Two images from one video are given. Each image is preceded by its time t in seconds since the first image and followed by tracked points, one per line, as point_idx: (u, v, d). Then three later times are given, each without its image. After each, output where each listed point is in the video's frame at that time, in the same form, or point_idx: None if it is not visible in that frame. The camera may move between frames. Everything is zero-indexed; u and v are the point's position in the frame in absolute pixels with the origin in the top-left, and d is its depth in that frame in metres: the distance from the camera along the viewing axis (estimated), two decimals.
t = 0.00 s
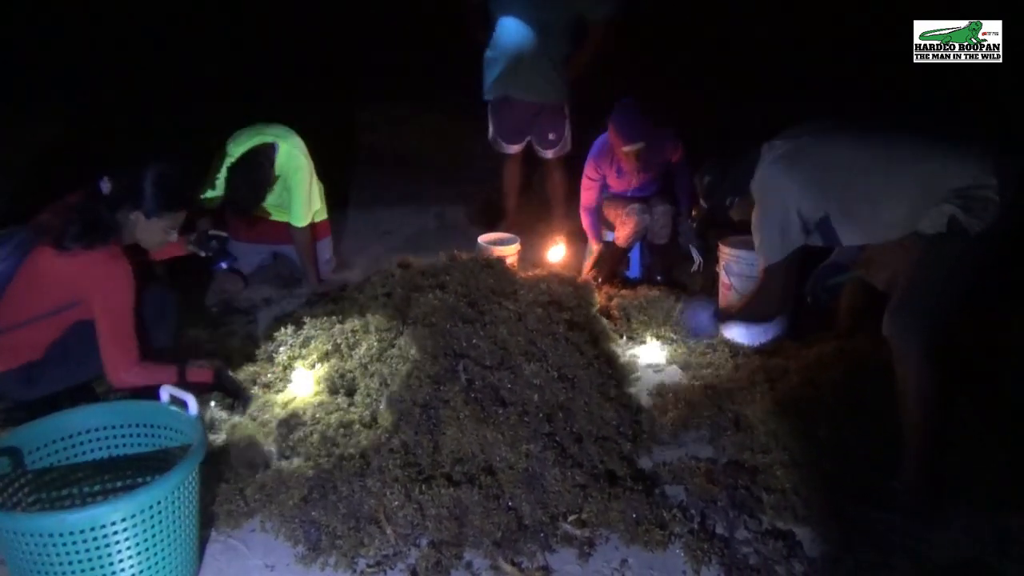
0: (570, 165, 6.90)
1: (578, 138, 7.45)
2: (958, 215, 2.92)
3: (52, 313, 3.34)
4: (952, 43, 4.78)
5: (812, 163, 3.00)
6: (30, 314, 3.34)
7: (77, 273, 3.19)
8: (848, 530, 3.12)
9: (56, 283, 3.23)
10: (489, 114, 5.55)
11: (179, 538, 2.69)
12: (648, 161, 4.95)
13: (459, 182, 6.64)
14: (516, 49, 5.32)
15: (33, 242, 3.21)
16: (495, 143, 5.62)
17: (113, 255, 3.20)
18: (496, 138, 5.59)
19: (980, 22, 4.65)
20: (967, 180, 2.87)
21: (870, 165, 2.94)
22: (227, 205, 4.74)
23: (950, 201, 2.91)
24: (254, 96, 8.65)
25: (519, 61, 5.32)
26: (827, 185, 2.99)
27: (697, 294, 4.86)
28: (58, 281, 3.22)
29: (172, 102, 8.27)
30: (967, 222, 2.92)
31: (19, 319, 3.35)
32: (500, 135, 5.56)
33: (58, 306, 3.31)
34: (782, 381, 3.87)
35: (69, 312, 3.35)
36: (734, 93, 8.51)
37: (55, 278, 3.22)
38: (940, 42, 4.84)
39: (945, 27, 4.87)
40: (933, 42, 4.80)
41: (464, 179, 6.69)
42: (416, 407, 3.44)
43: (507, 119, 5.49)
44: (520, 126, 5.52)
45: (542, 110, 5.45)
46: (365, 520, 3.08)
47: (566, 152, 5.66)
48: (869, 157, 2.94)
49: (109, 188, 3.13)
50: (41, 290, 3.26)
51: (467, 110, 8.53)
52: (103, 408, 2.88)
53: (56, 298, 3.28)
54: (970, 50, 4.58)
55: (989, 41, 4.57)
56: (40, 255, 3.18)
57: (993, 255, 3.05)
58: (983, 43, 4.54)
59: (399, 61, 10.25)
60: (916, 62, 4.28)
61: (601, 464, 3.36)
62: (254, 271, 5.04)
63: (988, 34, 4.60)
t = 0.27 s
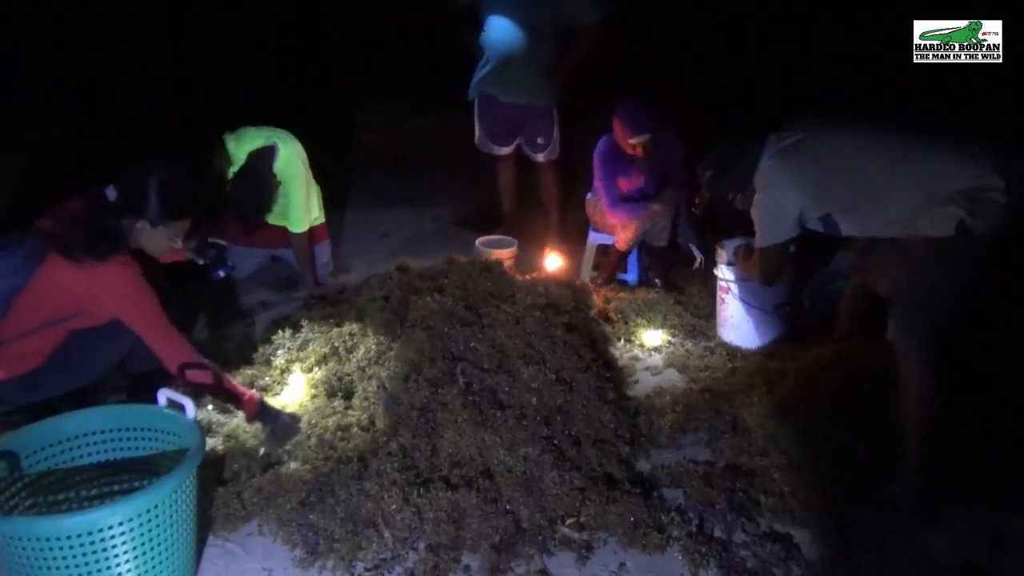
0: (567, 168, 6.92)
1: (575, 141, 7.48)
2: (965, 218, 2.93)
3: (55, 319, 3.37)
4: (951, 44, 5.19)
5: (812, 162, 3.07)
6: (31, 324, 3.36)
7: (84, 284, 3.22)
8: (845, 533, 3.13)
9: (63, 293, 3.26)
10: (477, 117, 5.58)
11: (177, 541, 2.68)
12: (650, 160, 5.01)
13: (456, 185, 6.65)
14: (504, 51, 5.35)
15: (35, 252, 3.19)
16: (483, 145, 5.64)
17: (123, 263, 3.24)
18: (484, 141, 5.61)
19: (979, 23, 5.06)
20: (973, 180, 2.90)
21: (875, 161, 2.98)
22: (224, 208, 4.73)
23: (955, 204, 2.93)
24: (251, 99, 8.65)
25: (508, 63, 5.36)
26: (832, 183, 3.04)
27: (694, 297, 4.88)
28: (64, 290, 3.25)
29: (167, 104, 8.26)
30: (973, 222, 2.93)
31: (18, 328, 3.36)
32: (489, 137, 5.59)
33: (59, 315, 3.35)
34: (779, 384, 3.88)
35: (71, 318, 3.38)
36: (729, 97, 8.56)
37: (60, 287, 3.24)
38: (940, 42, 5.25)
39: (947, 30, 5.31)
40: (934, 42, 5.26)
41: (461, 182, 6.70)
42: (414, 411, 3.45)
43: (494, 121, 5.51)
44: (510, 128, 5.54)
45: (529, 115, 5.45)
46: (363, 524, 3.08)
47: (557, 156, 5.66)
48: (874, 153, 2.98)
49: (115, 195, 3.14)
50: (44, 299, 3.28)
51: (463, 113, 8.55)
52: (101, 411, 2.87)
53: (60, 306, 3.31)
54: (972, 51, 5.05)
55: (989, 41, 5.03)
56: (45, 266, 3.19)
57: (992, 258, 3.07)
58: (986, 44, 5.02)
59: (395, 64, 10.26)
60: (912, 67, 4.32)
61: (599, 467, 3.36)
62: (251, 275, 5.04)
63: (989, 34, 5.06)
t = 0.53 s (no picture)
0: (564, 171, 6.92)
1: (572, 143, 7.49)
2: (967, 221, 2.93)
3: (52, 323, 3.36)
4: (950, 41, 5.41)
5: (802, 161, 3.07)
6: (27, 328, 3.34)
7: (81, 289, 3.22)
8: (842, 536, 3.12)
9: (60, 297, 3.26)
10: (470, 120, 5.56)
11: (173, 544, 2.68)
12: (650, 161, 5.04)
13: (454, 188, 6.66)
14: (497, 53, 5.34)
15: (32, 254, 3.22)
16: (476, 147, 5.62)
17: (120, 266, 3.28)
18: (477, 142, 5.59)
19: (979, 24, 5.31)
20: (974, 182, 2.89)
21: (872, 155, 2.99)
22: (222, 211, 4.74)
23: (958, 207, 2.92)
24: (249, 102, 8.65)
25: (501, 66, 5.35)
26: (834, 176, 3.04)
27: (691, 300, 4.88)
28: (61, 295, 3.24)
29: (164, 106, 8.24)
30: (971, 226, 2.93)
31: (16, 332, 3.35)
32: (481, 139, 5.57)
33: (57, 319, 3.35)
34: (776, 386, 3.88)
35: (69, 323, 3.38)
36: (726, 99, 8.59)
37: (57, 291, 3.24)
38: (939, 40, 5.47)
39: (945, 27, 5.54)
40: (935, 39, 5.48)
41: (458, 185, 6.70)
42: (411, 414, 3.45)
43: (487, 123, 5.50)
44: (504, 130, 5.54)
45: (522, 117, 5.46)
46: (359, 527, 3.07)
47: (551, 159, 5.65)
48: (871, 147, 2.99)
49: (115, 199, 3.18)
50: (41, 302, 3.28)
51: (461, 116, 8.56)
52: (96, 414, 2.87)
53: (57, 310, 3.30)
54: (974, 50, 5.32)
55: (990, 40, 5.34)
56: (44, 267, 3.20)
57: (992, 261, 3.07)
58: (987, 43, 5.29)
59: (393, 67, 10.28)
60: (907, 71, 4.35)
61: (596, 470, 3.35)
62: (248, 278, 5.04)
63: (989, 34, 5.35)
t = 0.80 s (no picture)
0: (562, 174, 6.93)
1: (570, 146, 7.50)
2: (977, 225, 2.94)
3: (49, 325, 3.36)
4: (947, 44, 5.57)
5: (810, 162, 3.08)
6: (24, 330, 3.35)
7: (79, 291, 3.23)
8: (840, 539, 3.12)
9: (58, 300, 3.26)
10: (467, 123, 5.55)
11: (170, 548, 2.67)
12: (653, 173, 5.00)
13: (451, 191, 6.66)
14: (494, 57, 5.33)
15: (26, 255, 3.24)
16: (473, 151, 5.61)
17: (115, 269, 3.27)
18: (474, 146, 5.59)
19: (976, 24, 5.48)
20: (982, 187, 2.93)
21: (884, 160, 3.02)
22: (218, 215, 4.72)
23: (969, 212, 2.95)
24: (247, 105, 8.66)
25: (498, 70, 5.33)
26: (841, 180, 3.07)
27: (688, 304, 4.88)
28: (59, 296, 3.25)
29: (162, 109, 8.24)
30: (982, 229, 2.94)
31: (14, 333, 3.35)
32: (478, 143, 5.56)
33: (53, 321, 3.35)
34: (774, 390, 3.89)
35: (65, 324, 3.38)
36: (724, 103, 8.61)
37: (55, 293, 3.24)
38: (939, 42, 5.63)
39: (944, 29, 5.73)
40: (933, 41, 5.62)
41: (456, 188, 6.71)
42: (408, 417, 3.45)
43: (484, 127, 5.50)
44: (501, 134, 5.55)
45: (518, 120, 5.47)
46: (356, 530, 3.07)
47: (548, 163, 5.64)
48: (882, 152, 3.02)
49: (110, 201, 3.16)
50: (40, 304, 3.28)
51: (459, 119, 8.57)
52: (92, 417, 2.86)
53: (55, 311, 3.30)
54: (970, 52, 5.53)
55: (987, 42, 5.55)
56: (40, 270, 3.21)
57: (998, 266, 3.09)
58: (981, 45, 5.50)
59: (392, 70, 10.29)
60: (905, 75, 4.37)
61: (592, 473, 3.37)
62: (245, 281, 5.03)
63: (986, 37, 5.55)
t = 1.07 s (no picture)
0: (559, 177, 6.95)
1: (567, 149, 7.52)
2: (984, 228, 3.01)
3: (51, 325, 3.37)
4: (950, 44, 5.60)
5: (827, 166, 3.11)
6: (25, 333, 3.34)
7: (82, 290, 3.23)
8: (836, 541, 3.13)
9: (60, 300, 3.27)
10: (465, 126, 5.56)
11: (167, 549, 2.67)
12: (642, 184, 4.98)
13: (449, 193, 6.67)
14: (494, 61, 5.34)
15: (24, 257, 3.23)
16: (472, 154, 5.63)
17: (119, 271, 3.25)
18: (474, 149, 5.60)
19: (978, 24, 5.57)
20: (986, 192, 3.03)
21: (893, 164, 3.10)
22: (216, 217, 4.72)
23: (975, 213, 3.02)
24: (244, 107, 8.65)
25: (498, 73, 5.34)
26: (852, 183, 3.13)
27: (685, 306, 4.90)
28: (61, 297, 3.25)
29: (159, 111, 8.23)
30: (988, 233, 3.00)
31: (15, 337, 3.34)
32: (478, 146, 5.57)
33: (55, 323, 3.36)
34: (770, 392, 3.90)
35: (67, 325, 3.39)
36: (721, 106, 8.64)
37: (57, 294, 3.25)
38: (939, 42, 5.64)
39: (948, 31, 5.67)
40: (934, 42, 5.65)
41: (453, 190, 6.72)
42: (406, 419, 3.45)
43: (483, 130, 5.50)
44: (499, 137, 5.56)
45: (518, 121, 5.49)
46: (354, 532, 3.07)
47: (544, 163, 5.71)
48: (892, 156, 3.10)
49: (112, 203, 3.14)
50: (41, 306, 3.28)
51: (455, 121, 8.58)
52: (90, 419, 2.85)
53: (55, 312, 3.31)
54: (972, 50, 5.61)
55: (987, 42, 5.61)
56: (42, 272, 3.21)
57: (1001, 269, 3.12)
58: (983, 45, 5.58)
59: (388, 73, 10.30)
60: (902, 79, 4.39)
61: (589, 475, 3.38)
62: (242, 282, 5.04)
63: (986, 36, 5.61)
